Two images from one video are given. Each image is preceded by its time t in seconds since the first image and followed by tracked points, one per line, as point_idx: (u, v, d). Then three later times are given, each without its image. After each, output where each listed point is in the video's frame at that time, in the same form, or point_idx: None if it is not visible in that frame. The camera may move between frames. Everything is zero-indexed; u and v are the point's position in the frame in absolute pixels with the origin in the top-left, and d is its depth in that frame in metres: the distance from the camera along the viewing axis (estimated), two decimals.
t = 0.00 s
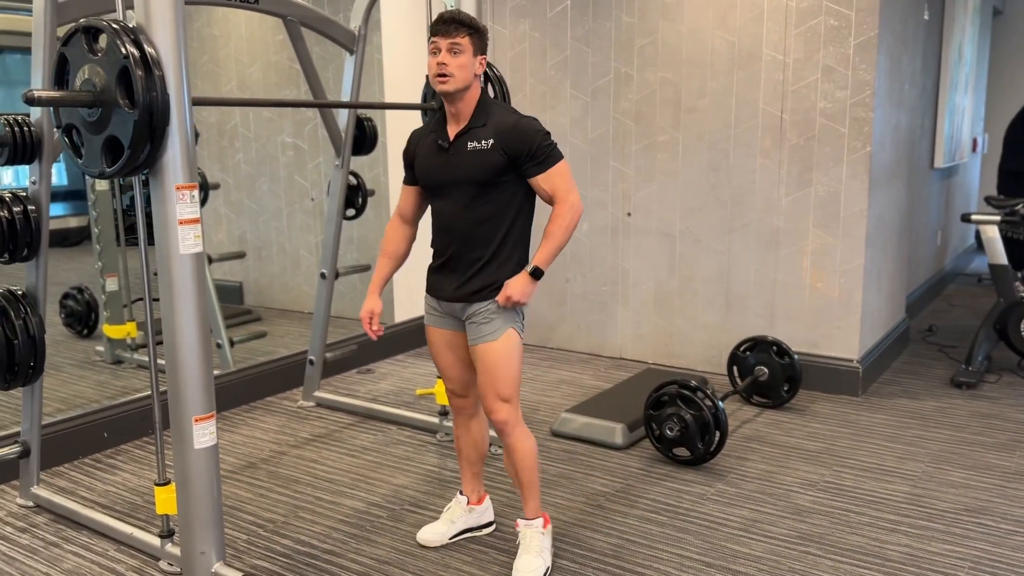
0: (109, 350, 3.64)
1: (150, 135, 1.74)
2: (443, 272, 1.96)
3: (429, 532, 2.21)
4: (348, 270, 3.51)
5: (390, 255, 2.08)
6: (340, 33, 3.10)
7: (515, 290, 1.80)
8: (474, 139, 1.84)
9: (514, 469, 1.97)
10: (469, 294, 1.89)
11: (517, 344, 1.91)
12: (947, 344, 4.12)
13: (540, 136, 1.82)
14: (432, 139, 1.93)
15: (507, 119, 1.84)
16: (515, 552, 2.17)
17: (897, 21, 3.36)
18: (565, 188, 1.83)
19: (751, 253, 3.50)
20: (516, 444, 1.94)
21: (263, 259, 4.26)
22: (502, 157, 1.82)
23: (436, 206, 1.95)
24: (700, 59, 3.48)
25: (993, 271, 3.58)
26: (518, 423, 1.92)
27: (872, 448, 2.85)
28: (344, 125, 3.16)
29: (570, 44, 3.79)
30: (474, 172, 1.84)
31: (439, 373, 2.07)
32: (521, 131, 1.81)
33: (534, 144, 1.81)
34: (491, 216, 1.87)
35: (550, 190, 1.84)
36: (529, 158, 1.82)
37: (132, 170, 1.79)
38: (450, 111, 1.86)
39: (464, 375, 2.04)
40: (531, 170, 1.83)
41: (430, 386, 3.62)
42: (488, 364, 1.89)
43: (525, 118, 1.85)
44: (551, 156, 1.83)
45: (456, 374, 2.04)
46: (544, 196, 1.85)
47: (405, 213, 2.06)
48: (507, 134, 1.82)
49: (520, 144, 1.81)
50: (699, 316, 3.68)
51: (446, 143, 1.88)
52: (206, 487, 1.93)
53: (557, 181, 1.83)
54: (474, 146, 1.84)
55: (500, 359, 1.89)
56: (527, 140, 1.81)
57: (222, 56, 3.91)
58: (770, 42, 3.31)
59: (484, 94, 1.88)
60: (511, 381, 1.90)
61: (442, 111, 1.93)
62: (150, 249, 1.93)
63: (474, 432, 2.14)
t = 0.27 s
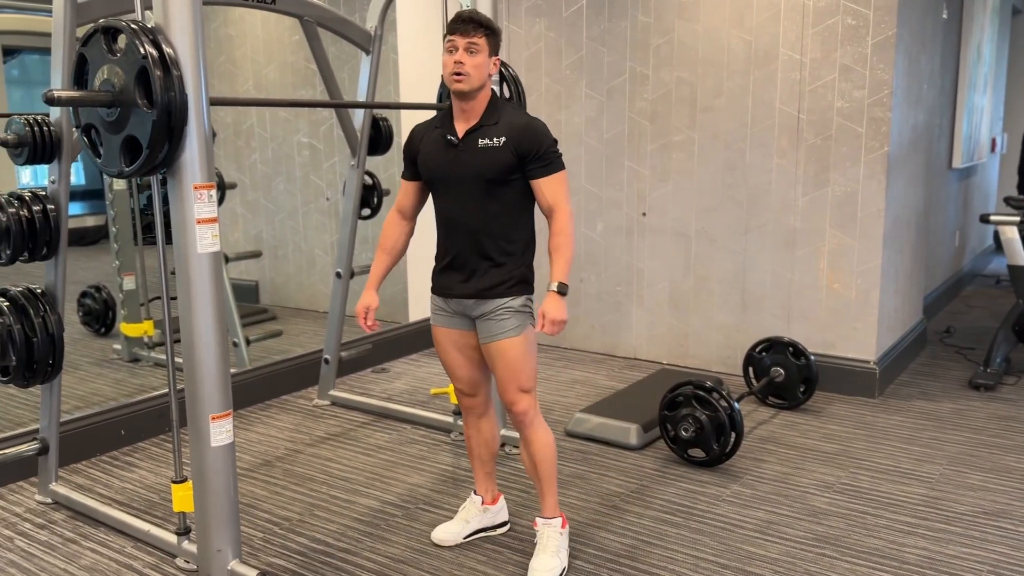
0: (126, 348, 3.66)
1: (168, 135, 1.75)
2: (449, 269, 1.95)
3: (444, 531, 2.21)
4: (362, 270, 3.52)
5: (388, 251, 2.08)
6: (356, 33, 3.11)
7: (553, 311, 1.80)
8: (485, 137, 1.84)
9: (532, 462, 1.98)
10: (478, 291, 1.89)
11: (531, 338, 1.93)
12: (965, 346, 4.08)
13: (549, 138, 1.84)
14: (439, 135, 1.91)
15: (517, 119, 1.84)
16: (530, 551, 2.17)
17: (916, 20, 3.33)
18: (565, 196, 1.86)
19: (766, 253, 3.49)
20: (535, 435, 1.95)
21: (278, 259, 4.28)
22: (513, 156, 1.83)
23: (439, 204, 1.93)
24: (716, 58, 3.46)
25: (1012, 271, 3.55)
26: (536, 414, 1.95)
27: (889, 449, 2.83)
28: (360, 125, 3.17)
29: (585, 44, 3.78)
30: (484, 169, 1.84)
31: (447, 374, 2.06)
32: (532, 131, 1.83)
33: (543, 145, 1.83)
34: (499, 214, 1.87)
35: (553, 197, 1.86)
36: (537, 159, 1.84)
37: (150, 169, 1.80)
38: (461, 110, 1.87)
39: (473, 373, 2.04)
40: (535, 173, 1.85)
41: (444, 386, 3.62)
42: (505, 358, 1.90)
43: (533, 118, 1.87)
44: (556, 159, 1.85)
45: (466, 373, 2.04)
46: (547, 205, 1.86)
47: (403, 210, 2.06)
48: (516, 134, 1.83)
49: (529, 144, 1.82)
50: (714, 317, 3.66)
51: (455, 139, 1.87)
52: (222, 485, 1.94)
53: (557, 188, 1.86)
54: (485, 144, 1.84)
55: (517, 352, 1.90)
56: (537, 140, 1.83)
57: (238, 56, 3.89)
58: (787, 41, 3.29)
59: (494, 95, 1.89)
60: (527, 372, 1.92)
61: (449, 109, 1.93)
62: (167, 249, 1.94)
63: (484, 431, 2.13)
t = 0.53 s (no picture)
0: (138, 346, 3.69)
1: (181, 135, 1.76)
2: (463, 271, 1.95)
3: (454, 530, 2.21)
4: (374, 270, 3.53)
5: (419, 252, 2.08)
6: (368, 33, 3.12)
7: (569, 322, 1.81)
8: (503, 138, 1.84)
9: (545, 463, 1.97)
10: (491, 293, 1.89)
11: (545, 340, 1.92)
12: (979, 347, 4.05)
13: (567, 142, 1.84)
14: (457, 135, 1.92)
15: (536, 122, 1.84)
16: (541, 552, 2.17)
17: (930, 19, 3.31)
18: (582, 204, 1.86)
19: (779, 254, 3.47)
20: (547, 435, 1.95)
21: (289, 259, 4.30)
22: (530, 158, 1.82)
23: (458, 202, 1.93)
24: (728, 58, 3.45)
25: None
26: (549, 413, 1.94)
27: (902, 451, 2.81)
28: (372, 125, 3.18)
29: (597, 44, 3.78)
30: (500, 171, 1.84)
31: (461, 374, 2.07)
32: (550, 135, 1.83)
33: (562, 149, 1.83)
34: (514, 217, 1.87)
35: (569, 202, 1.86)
36: (554, 164, 1.84)
37: (164, 169, 1.81)
38: (480, 109, 1.87)
39: (488, 373, 2.04)
40: (553, 177, 1.85)
41: (455, 385, 3.62)
42: (518, 358, 1.90)
43: (553, 121, 1.87)
44: (575, 165, 1.85)
45: (480, 373, 2.04)
46: (565, 209, 1.86)
47: (429, 211, 2.06)
48: (535, 136, 1.82)
49: (547, 147, 1.82)
50: (726, 317, 3.65)
51: (473, 139, 1.87)
52: (234, 483, 1.94)
53: (573, 195, 1.85)
54: (503, 145, 1.84)
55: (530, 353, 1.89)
56: (555, 144, 1.83)
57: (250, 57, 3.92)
58: (799, 41, 3.28)
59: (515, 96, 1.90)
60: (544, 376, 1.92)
61: (469, 108, 1.93)
62: (180, 248, 1.94)
63: (498, 432, 2.13)
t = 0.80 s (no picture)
0: (147, 346, 3.69)
1: (190, 135, 1.77)
2: (485, 271, 1.95)
3: (461, 530, 2.21)
4: (382, 270, 3.53)
5: (446, 251, 2.08)
6: (376, 33, 3.12)
7: (576, 330, 1.79)
8: (527, 138, 1.84)
9: (558, 464, 1.98)
10: (511, 293, 1.89)
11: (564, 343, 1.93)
12: (988, 348, 4.03)
13: (591, 143, 1.83)
14: (482, 133, 1.92)
15: (560, 122, 1.83)
16: (548, 552, 2.16)
17: (940, 19, 3.30)
18: (600, 209, 1.83)
19: (787, 254, 3.46)
20: (562, 437, 1.96)
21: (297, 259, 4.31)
22: (552, 160, 1.82)
23: (479, 203, 1.94)
24: (737, 58, 3.44)
25: None
26: (566, 415, 1.95)
27: (911, 453, 2.80)
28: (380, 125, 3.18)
29: (605, 44, 3.77)
30: (523, 172, 1.84)
31: (478, 374, 2.07)
32: (574, 136, 1.81)
33: (585, 150, 1.81)
34: (537, 218, 1.87)
35: (586, 207, 1.84)
36: (576, 165, 1.82)
37: (173, 169, 1.81)
38: (505, 107, 1.86)
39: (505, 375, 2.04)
40: (573, 179, 1.83)
41: (462, 385, 3.63)
42: (536, 360, 1.91)
43: (578, 122, 1.85)
44: (597, 167, 1.83)
45: (496, 374, 2.04)
46: (583, 213, 1.84)
47: (455, 209, 2.06)
48: (557, 137, 1.81)
49: (569, 149, 1.81)
50: (734, 318, 3.64)
51: (498, 138, 1.87)
52: (241, 482, 1.95)
53: (592, 199, 1.83)
54: (526, 145, 1.83)
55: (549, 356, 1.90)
56: (578, 145, 1.81)
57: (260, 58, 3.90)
58: (808, 41, 3.27)
59: (541, 94, 1.88)
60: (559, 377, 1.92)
61: (494, 106, 1.93)
62: (189, 247, 1.95)
63: (512, 432, 2.13)
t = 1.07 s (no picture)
0: (154, 346, 3.70)
1: (196, 136, 1.77)
2: (508, 274, 1.97)
3: (465, 530, 2.21)
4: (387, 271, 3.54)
5: (462, 254, 2.07)
6: (382, 34, 3.13)
7: (580, 336, 1.77)
8: (546, 141, 1.84)
9: (568, 467, 1.97)
10: (531, 296, 1.90)
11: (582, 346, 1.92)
12: (994, 351, 4.01)
13: (609, 146, 1.81)
14: (503, 136, 1.92)
15: (579, 125, 1.82)
16: (553, 553, 2.16)
17: (946, 20, 3.29)
18: (614, 214, 1.79)
19: (793, 255, 3.46)
20: (576, 440, 1.96)
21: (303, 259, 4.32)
22: (570, 163, 1.81)
23: (499, 206, 1.95)
24: (743, 59, 3.44)
25: None
26: (579, 418, 1.95)
27: (916, 455, 2.79)
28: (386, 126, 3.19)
29: (610, 45, 3.77)
30: (542, 175, 1.84)
31: (490, 375, 2.07)
32: (592, 139, 1.80)
33: (602, 153, 1.80)
34: (556, 221, 1.87)
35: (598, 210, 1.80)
36: (592, 169, 1.80)
37: (179, 169, 1.82)
38: (526, 109, 1.87)
39: (517, 377, 2.04)
40: (590, 182, 1.81)
41: (468, 386, 3.63)
42: (553, 361, 1.91)
43: (598, 124, 1.84)
44: (614, 171, 1.80)
45: (509, 376, 2.04)
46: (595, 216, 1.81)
47: (473, 211, 2.07)
48: (576, 141, 1.81)
49: (588, 151, 1.80)
50: (739, 320, 3.64)
51: (518, 141, 1.88)
52: (246, 481, 1.95)
53: (607, 203, 1.80)
54: (546, 148, 1.84)
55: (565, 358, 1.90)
56: (596, 148, 1.80)
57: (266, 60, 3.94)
58: (813, 42, 3.26)
59: (562, 95, 1.89)
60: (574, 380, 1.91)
61: (516, 108, 1.93)
62: (195, 248, 1.95)
63: (519, 435, 2.13)
